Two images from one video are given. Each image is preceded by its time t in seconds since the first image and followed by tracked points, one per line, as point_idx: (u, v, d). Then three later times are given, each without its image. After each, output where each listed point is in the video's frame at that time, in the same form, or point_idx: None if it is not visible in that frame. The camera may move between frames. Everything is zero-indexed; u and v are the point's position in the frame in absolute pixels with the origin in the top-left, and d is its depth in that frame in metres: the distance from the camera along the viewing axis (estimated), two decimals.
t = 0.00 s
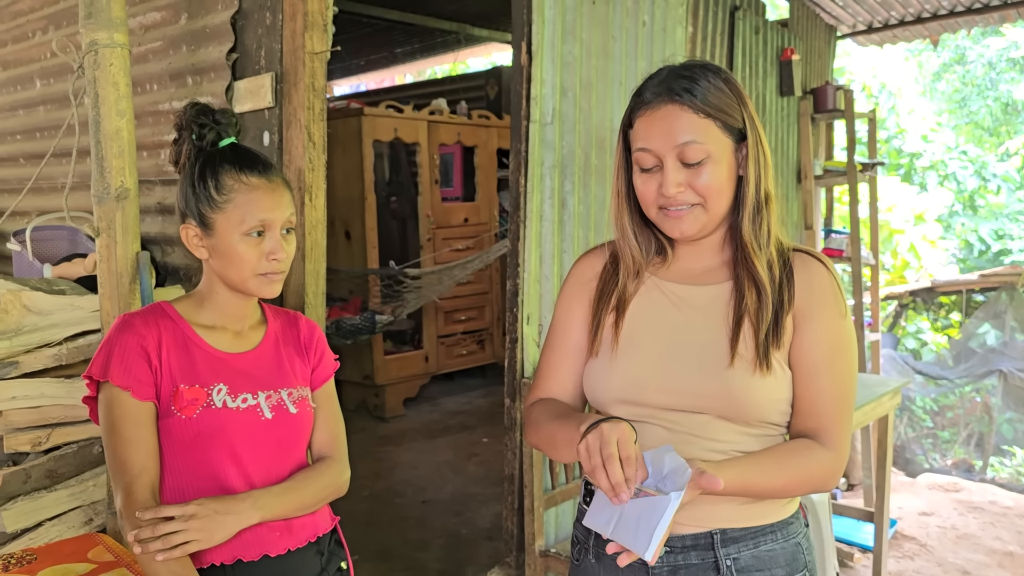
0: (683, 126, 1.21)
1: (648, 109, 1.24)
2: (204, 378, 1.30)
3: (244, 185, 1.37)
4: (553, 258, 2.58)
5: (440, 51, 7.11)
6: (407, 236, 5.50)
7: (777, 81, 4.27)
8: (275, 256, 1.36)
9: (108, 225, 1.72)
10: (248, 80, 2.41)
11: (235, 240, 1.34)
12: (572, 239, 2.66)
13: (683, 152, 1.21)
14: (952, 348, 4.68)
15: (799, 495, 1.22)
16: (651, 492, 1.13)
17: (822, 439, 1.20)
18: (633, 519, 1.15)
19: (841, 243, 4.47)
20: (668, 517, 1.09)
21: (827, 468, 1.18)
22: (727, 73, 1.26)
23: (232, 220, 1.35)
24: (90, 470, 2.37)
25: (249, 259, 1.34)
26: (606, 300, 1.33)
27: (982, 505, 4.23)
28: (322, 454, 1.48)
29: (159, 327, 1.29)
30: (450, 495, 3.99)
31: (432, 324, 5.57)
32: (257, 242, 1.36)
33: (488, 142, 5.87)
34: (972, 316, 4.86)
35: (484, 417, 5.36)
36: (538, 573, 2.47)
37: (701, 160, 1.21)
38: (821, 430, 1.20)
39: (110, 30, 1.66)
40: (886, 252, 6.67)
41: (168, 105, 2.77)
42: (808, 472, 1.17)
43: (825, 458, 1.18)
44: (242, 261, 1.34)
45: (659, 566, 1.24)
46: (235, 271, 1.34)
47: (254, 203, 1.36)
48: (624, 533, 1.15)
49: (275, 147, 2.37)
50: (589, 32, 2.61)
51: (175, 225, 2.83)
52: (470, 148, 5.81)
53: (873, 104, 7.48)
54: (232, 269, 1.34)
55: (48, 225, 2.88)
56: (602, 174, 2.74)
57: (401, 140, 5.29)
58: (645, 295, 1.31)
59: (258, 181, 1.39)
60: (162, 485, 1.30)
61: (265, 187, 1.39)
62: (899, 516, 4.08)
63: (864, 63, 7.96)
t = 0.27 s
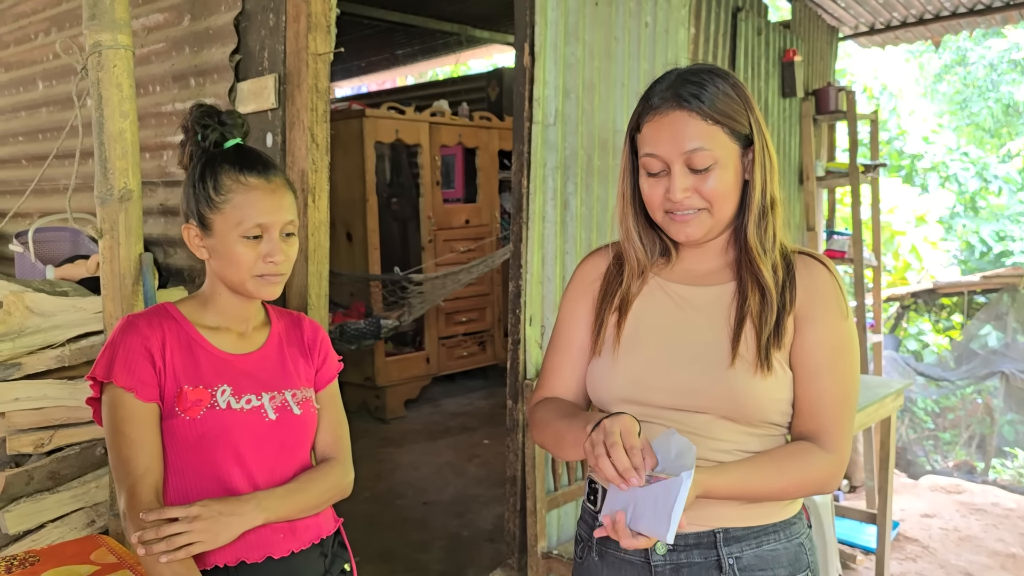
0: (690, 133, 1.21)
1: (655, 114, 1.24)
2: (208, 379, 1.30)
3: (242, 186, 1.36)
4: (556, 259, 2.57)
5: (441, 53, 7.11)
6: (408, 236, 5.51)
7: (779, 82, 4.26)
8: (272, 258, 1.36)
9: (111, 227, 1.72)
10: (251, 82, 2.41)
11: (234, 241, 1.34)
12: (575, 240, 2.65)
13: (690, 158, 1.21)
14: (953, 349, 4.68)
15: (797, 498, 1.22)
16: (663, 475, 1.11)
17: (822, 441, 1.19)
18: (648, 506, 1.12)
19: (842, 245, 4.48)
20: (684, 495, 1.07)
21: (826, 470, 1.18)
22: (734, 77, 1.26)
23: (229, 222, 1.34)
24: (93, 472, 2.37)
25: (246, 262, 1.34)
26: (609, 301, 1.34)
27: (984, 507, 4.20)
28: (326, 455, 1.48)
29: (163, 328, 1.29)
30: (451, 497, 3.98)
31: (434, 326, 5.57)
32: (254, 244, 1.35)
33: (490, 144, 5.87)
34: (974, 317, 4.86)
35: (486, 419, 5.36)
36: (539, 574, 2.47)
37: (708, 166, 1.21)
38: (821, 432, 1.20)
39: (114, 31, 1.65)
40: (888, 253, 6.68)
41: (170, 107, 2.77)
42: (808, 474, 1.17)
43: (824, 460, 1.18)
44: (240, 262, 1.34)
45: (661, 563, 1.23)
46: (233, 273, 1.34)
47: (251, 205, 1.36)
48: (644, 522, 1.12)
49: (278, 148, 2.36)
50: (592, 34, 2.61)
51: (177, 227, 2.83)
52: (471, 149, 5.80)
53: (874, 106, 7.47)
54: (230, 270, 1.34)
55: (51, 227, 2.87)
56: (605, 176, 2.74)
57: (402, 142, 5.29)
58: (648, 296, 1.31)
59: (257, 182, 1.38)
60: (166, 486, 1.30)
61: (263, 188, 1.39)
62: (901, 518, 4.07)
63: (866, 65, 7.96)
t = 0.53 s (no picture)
0: (688, 137, 1.21)
1: (654, 117, 1.24)
2: (208, 379, 1.30)
3: (217, 187, 1.34)
4: (554, 261, 2.58)
5: (441, 55, 7.12)
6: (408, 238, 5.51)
7: (779, 84, 4.27)
8: (244, 260, 1.33)
9: (109, 228, 1.72)
10: (249, 83, 2.41)
11: (206, 240, 1.34)
12: (573, 241, 2.66)
13: (688, 163, 1.21)
14: (953, 351, 4.71)
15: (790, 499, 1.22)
16: (654, 485, 1.11)
17: (815, 443, 1.20)
18: (644, 516, 1.11)
19: (841, 247, 4.47)
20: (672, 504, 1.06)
21: (820, 471, 1.18)
22: (732, 80, 1.26)
23: (205, 222, 1.34)
24: (91, 473, 2.37)
25: (220, 263, 1.33)
26: (607, 301, 1.34)
27: (984, 508, 4.19)
28: (325, 457, 1.48)
29: (164, 327, 1.30)
30: (450, 498, 3.98)
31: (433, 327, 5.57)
32: (227, 245, 1.34)
33: (490, 145, 5.87)
34: (973, 319, 4.86)
35: (485, 420, 5.36)
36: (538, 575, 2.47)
37: (706, 170, 1.21)
38: (814, 433, 1.20)
39: (112, 33, 1.66)
40: (887, 255, 6.55)
41: (169, 108, 2.77)
42: (800, 476, 1.17)
43: (818, 462, 1.18)
44: (215, 263, 1.33)
45: (654, 561, 1.24)
46: (212, 274, 1.34)
47: (224, 207, 1.34)
48: (642, 532, 1.11)
49: (276, 150, 2.37)
50: (590, 36, 2.62)
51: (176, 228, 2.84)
52: (471, 151, 5.81)
53: (874, 108, 7.48)
54: (210, 271, 1.34)
55: (49, 228, 2.87)
56: (604, 177, 2.74)
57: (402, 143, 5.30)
58: (644, 296, 1.31)
59: (233, 181, 1.35)
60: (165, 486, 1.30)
61: (239, 187, 1.35)
62: (901, 519, 4.07)
63: (865, 66, 7.97)
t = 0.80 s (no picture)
0: (692, 139, 1.21)
1: (659, 118, 1.24)
2: (213, 378, 1.30)
3: (198, 188, 1.36)
4: (555, 261, 2.58)
5: (442, 55, 7.12)
6: (408, 239, 5.51)
7: (779, 84, 4.27)
8: (217, 260, 1.32)
9: (110, 229, 1.73)
10: (250, 84, 2.41)
11: (190, 241, 1.36)
12: (574, 242, 2.66)
13: (692, 165, 1.21)
14: (954, 352, 4.72)
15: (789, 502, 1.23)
16: (649, 490, 1.11)
17: (815, 446, 1.19)
18: (637, 520, 1.11)
19: (842, 248, 4.47)
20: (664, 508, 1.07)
21: (819, 473, 1.18)
22: (736, 81, 1.26)
23: (189, 223, 1.36)
24: (91, 473, 2.38)
25: (199, 263, 1.34)
26: (610, 300, 1.34)
27: (984, 509, 4.19)
28: (330, 459, 1.48)
29: (171, 326, 1.30)
30: (451, 499, 3.98)
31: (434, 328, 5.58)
32: (206, 245, 1.34)
33: (490, 146, 5.86)
34: (974, 320, 4.86)
35: (486, 421, 5.36)
36: None
37: (710, 172, 1.21)
38: (814, 436, 1.20)
39: (113, 34, 1.66)
40: (888, 256, 6.62)
41: (169, 109, 2.77)
42: (798, 479, 1.17)
43: (817, 465, 1.18)
44: (197, 263, 1.35)
45: (655, 560, 1.24)
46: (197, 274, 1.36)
47: (200, 207, 1.34)
48: (633, 535, 1.11)
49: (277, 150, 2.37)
50: (591, 37, 2.62)
51: (176, 229, 2.84)
52: (472, 152, 5.81)
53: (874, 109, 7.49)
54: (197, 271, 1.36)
55: (49, 229, 2.88)
56: (604, 178, 2.75)
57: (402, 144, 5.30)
58: (648, 295, 1.32)
59: (211, 182, 1.35)
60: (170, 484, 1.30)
61: (216, 187, 1.35)
62: (901, 520, 4.07)
63: (866, 67, 7.97)
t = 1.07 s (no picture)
0: (695, 132, 1.21)
1: (663, 113, 1.25)
2: (215, 377, 1.30)
3: (201, 186, 1.35)
4: (555, 260, 2.58)
5: (442, 56, 7.13)
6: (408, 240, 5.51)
7: (779, 84, 4.27)
8: (222, 258, 1.32)
9: (110, 227, 1.73)
10: (250, 82, 2.41)
11: (194, 237, 1.36)
12: (574, 242, 2.65)
13: (694, 156, 1.21)
14: (954, 353, 4.74)
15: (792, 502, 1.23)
16: (651, 512, 1.11)
17: (817, 446, 1.19)
18: (639, 542, 1.10)
19: (842, 248, 4.46)
20: (671, 535, 1.05)
21: (822, 475, 1.18)
22: (744, 77, 1.26)
23: (193, 221, 1.37)
24: (91, 472, 2.38)
25: (203, 261, 1.34)
26: (616, 296, 1.35)
27: (985, 509, 4.18)
28: (332, 459, 1.47)
29: (173, 324, 1.30)
30: (452, 499, 3.98)
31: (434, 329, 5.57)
32: (210, 243, 1.34)
33: (491, 146, 5.86)
34: (974, 321, 4.86)
35: (486, 422, 5.35)
36: None
37: (711, 164, 1.21)
38: (817, 437, 1.20)
39: (113, 32, 1.66)
40: (888, 256, 6.54)
41: (170, 108, 2.77)
42: (800, 482, 1.17)
43: (819, 465, 1.18)
44: (201, 261, 1.35)
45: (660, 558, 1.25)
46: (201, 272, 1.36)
47: (204, 205, 1.34)
48: (633, 557, 1.11)
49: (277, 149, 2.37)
50: (591, 36, 2.62)
51: (176, 228, 2.85)
52: (472, 152, 5.81)
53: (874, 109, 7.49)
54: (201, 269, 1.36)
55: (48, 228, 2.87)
56: (604, 178, 2.75)
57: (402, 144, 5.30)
58: (654, 292, 1.32)
59: (215, 180, 1.35)
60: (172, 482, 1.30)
61: (220, 185, 1.35)
62: (902, 520, 4.06)
63: (866, 68, 7.97)
